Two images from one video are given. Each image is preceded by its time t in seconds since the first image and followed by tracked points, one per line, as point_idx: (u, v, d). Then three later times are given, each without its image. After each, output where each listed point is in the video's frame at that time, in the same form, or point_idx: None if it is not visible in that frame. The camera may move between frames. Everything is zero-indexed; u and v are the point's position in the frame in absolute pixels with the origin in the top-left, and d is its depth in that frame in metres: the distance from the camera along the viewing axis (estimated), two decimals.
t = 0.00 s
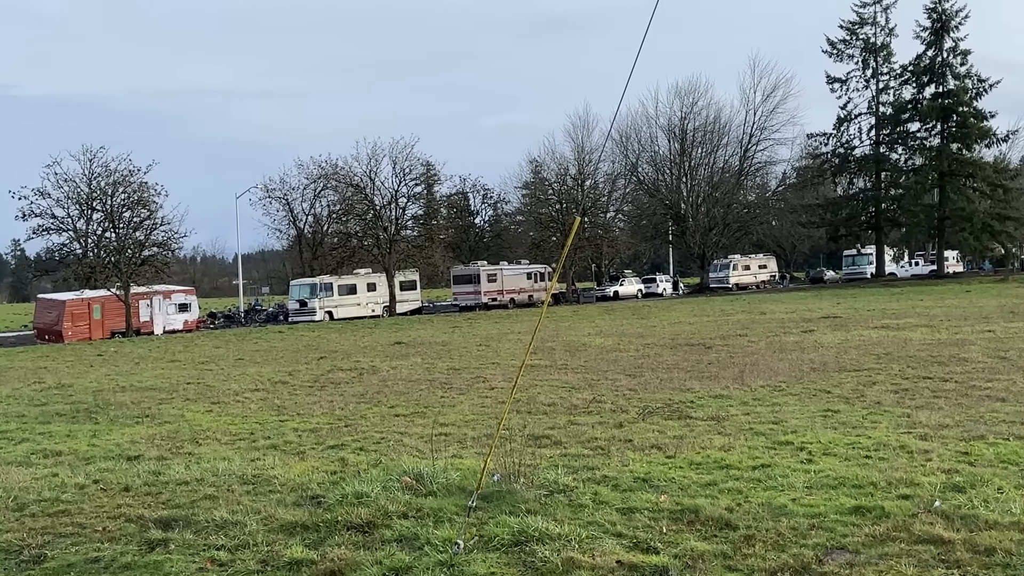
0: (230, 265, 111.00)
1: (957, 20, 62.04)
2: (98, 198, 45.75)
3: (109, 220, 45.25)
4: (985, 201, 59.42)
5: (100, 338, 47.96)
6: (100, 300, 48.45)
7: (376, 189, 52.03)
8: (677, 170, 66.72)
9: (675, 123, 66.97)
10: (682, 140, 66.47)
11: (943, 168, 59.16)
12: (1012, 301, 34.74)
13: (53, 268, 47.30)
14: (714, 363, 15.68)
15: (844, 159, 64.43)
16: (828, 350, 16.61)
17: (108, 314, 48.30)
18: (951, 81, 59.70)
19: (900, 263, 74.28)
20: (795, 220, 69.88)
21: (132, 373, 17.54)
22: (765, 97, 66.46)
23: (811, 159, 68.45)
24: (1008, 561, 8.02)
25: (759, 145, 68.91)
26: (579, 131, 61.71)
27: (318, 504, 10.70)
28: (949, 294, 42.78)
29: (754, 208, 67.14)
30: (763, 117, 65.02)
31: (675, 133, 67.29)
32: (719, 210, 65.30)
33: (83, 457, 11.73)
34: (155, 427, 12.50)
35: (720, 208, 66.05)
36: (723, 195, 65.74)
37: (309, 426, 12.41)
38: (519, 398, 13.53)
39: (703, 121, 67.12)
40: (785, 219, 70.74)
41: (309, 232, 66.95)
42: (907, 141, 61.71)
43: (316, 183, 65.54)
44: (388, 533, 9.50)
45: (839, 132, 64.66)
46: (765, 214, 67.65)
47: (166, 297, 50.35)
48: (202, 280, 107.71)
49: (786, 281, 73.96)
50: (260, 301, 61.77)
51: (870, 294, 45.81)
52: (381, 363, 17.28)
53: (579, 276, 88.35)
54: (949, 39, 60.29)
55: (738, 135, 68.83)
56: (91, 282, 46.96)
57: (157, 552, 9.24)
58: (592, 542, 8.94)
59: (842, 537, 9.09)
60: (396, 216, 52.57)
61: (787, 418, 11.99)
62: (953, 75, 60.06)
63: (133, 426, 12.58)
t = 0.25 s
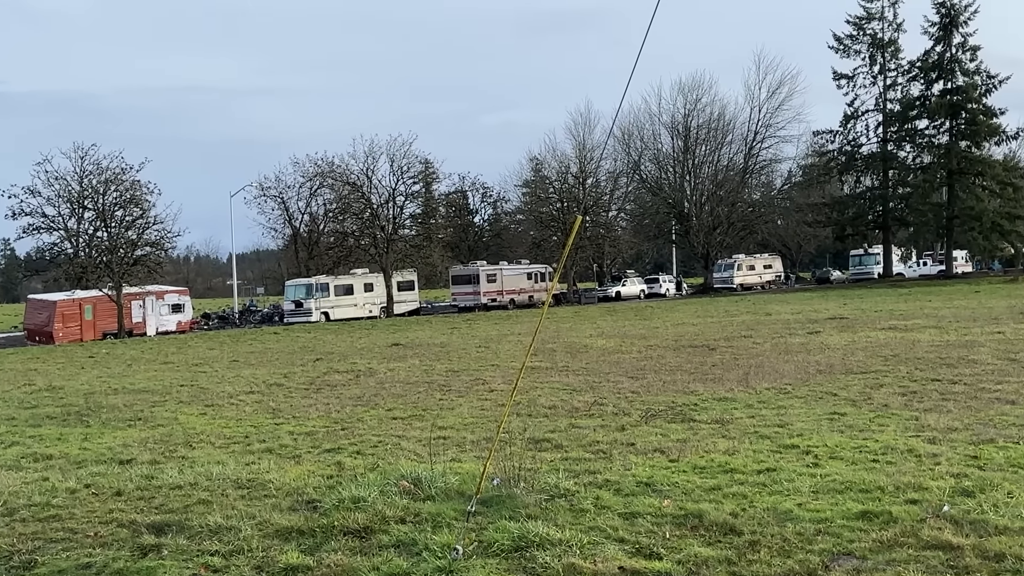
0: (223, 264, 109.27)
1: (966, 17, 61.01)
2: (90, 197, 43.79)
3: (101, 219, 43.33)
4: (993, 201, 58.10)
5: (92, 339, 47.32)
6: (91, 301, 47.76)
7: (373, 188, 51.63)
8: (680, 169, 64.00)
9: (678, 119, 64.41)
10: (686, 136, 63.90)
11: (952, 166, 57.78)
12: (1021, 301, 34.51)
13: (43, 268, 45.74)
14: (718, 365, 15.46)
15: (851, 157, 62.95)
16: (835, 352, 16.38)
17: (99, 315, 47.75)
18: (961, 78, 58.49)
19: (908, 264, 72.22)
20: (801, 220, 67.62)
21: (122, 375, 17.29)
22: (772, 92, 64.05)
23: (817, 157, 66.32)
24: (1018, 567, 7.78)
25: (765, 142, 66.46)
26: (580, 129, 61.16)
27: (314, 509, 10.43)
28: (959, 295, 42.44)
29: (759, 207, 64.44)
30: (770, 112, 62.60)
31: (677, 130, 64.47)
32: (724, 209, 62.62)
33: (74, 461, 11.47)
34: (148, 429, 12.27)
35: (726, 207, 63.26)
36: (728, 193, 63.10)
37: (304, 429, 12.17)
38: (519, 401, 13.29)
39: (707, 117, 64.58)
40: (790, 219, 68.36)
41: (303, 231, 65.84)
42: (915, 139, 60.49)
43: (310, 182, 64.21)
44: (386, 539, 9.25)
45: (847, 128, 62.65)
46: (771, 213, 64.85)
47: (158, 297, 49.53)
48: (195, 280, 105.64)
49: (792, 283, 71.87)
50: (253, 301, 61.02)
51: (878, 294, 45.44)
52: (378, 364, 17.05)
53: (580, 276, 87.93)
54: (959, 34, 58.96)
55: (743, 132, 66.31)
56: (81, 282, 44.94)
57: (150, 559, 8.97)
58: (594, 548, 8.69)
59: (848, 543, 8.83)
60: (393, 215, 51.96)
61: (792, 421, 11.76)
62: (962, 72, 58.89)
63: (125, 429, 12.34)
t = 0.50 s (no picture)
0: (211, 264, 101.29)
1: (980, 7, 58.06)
2: (74, 194, 42.62)
3: (85, 218, 42.31)
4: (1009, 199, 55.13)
5: (75, 341, 45.54)
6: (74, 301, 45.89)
7: (367, 186, 51.45)
8: (683, 166, 61.54)
9: (682, 114, 61.63)
10: (690, 132, 61.26)
11: (965, 163, 54.92)
12: None
13: (23, 268, 44.65)
14: (724, 369, 15.06)
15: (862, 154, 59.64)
16: (844, 355, 15.98)
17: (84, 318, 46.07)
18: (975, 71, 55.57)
19: (921, 264, 69.38)
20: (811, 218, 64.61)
21: (108, 379, 16.87)
22: (779, 87, 61.21)
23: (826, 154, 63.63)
24: None
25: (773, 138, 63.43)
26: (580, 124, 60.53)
27: (306, 518, 9.98)
28: (974, 296, 41.51)
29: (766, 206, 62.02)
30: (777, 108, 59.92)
31: (681, 126, 61.89)
32: (730, 208, 60.49)
33: (58, 469, 11.04)
34: (134, 435, 11.90)
35: (731, 205, 61.23)
36: (734, 191, 60.78)
37: (296, 434, 11.79)
38: (518, 406, 12.93)
39: (712, 112, 61.82)
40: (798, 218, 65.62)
41: (295, 230, 63.29)
42: (927, 135, 57.34)
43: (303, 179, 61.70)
44: (379, 548, 8.82)
45: (856, 124, 59.53)
46: (778, 212, 62.41)
47: (144, 298, 47.79)
48: (181, 281, 97.65)
49: (800, 284, 69.17)
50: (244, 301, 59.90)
51: (890, 296, 44.46)
52: (372, 368, 16.65)
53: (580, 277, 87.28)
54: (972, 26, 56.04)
55: (750, 128, 63.26)
56: (64, 282, 44.06)
57: (133, 569, 8.53)
58: (595, 558, 8.30)
59: (858, 552, 8.37)
60: (388, 213, 52.00)
61: (800, 427, 11.37)
62: (975, 65, 56.05)
63: (110, 435, 11.97)
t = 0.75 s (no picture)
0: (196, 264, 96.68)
1: None
2: (53, 191, 39.90)
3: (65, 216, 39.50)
4: None
5: (54, 344, 44.20)
6: (53, 303, 44.85)
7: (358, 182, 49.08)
8: (686, 163, 60.11)
9: (686, 110, 60.13)
10: (694, 128, 59.83)
11: (979, 160, 52.78)
12: None
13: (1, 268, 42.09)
14: (728, 374, 14.63)
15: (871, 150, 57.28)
16: (853, 360, 15.55)
17: (63, 320, 44.66)
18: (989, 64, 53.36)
19: (935, 265, 67.76)
20: (817, 217, 64.10)
21: (87, 384, 16.36)
22: (785, 82, 59.77)
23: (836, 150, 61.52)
24: None
25: (779, 134, 61.94)
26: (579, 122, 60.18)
27: (294, 528, 9.43)
28: (988, 298, 40.63)
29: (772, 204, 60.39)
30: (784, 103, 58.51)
31: (684, 121, 60.33)
32: (734, 207, 59.20)
33: (36, 477, 10.54)
34: (115, 443, 11.44)
35: (736, 204, 59.92)
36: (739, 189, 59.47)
37: (283, 442, 11.34)
38: (514, 412, 12.51)
39: (717, 107, 60.32)
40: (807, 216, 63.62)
41: (282, 230, 59.68)
42: (939, 131, 55.10)
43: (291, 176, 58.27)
44: (370, 560, 8.32)
45: (865, 119, 57.89)
46: (785, 211, 61.80)
47: (127, 300, 46.04)
48: (165, 282, 91.92)
49: (808, 285, 67.18)
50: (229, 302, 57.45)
51: (902, 298, 43.48)
52: (363, 373, 16.18)
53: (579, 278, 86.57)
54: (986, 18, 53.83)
55: (755, 124, 61.78)
56: (42, 283, 41.32)
57: None
58: (595, 571, 7.83)
59: (867, 566, 7.84)
60: (379, 211, 49.35)
61: (808, 434, 10.94)
62: (990, 59, 53.88)
63: (90, 442, 11.52)
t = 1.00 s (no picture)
0: (176, 264, 94.29)
1: None
2: (28, 189, 39.14)
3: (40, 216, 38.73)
4: None
5: (30, 347, 42.30)
6: (29, 304, 42.62)
7: (345, 181, 46.48)
8: (687, 160, 59.88)
9: (685, 106, 59.85)
10: (693, 125, 59.57)
11: (988, 159, 52.45)
12: None
13: None
14: (728, 379, 14.24)
15: (876, 148, 56.54)
16: (857, 365, 15.17)
17: (37, 322, 42.77)
18: (999, 60, 53.02)
19: (942, 267, 67.14)
20: (822, 217, 61.29)
21: (62, 390, 15.93)
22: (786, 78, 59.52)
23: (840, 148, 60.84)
24: None
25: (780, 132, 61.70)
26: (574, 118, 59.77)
27: (277, 539, 8.89)
28: (996, 300, 40.06)
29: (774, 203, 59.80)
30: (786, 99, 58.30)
31: (685, 118, 60.07)
32: (736, 206, 58.76)
33: (9, 485, 10.06)
34: (92, 451, 11.01)
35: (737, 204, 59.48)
36: (740, 188, 59.15)
37: (267, 449, 10.93)
38: (507, 418, 12.12)
39: (717, 104, 60.03)
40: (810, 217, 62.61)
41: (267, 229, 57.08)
42: (947, 129, 54.66)
43: (275, 172, 55.90)
44: (356, 572, 7.80)
45: (870, 117, 57.54)
46: (788, 210, 60.20)
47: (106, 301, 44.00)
48: (146, 283, 89.33)
49: (810, 288, 66.20)
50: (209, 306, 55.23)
51: (907, 301, 42.87)
52: (349, 378, 15.78)
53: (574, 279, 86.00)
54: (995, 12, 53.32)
55: (756, 121, 61.51)
56: (19, 278, 40.87)
57: None
58: None
59: None
60: (367, 210, 46.78)
61: (811, 441, 10.57)
62: (1000, 54, 53.05)
63: (66, 450, 11.09)
